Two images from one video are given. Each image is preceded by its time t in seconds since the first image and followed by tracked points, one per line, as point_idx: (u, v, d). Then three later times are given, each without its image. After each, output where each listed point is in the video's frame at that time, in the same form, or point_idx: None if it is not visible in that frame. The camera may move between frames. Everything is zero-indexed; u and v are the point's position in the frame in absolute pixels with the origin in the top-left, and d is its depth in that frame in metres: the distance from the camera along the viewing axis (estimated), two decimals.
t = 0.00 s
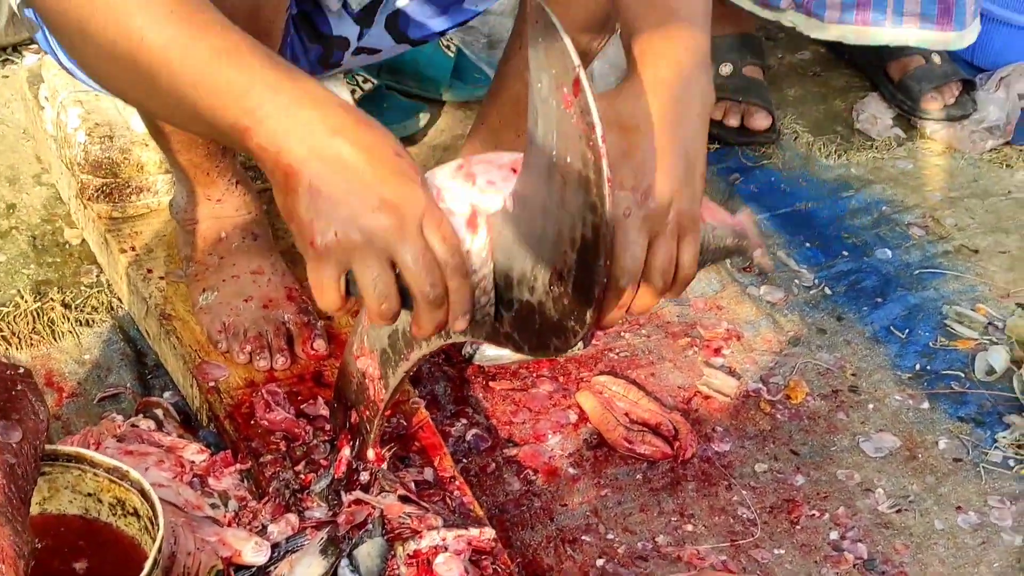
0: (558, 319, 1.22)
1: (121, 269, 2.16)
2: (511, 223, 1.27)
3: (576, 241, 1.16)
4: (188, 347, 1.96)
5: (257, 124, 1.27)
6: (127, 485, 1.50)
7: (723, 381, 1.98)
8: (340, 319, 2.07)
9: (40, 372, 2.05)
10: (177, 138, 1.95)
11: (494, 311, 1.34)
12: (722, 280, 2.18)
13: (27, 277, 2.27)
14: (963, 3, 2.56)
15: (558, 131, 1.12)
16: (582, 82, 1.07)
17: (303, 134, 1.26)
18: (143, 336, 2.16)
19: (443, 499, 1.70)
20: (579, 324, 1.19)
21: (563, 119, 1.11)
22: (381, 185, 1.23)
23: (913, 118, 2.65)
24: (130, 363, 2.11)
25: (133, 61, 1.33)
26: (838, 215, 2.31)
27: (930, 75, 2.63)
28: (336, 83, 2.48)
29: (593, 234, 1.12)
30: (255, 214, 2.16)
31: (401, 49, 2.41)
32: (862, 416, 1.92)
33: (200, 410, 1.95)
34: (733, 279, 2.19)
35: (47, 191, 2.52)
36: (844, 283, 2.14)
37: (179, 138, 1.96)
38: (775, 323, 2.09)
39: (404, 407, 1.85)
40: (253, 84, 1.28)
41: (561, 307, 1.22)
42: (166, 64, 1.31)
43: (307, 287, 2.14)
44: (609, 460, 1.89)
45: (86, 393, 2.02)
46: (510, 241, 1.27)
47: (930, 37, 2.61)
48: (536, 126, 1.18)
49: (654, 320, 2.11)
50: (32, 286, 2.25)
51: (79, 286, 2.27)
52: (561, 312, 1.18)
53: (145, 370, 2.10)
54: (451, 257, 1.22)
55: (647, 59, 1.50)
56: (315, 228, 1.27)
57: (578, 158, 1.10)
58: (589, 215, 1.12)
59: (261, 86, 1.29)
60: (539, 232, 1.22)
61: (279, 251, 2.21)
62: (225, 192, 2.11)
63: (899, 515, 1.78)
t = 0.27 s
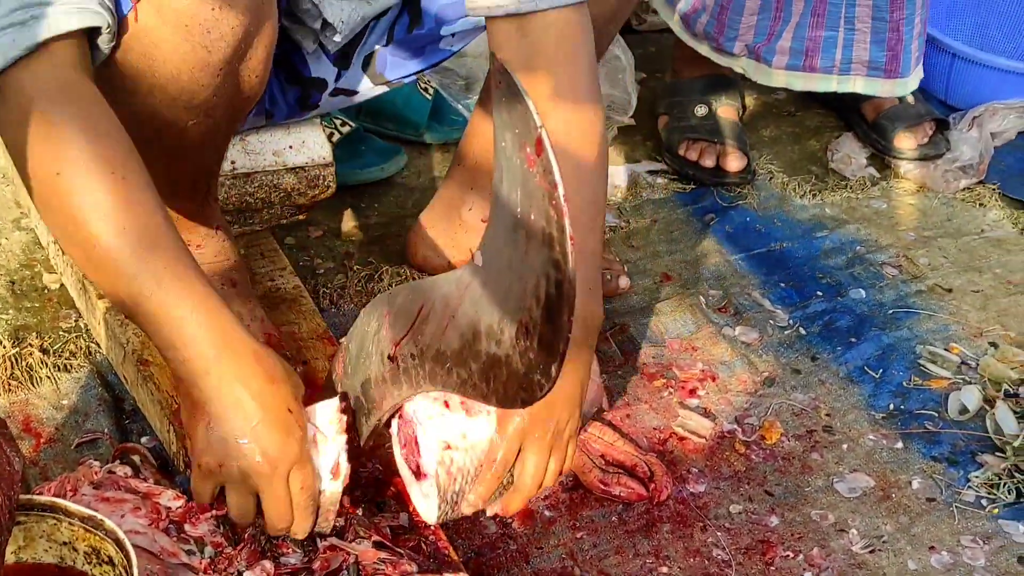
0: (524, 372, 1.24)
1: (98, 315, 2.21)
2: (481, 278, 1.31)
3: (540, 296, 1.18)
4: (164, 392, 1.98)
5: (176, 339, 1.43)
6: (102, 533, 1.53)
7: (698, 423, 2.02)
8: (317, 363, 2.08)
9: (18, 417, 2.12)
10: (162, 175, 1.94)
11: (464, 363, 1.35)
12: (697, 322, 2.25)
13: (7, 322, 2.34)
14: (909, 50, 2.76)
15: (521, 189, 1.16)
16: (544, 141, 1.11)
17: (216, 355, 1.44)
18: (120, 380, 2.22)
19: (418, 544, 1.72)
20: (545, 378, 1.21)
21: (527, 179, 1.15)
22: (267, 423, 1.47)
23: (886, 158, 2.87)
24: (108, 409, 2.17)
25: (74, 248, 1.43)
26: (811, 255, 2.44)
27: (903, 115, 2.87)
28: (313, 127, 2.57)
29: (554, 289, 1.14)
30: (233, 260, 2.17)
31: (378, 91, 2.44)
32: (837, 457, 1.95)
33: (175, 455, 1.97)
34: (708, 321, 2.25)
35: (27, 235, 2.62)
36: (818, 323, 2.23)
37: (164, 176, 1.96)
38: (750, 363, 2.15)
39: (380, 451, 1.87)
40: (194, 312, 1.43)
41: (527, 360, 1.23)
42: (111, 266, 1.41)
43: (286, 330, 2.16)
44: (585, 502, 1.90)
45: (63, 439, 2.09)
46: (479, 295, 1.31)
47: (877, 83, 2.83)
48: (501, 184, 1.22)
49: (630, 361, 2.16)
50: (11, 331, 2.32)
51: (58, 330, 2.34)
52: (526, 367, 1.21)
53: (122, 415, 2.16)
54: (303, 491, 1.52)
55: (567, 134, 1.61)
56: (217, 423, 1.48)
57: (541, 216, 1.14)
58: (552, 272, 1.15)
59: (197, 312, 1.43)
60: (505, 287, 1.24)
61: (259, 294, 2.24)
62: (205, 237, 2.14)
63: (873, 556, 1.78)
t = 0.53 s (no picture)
0: (515, 372, 1.23)
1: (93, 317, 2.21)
2: (473, 278, 1.31)
3: (531, 296, 1.17)
4: (160, 395, 2.01)
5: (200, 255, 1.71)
6: (97, 536, 1.53)
7: (693, 422, 2.02)
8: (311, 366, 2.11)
9: (13, 421, 2.12)
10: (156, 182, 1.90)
11: (456, 363, 1.34)
12: (692, 320, 2.25)
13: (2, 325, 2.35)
14: (919, 43, 2.76)
15: (511, 192, 1.15)
16: (533, 145, 1.10)
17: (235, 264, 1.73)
18: (116, 383, 2.23)
19: (413, 544, 1.71)
20: (536, 378, 1.20)
21: (517, 181, 1.14)
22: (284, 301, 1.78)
23: (880, 155, 2.87)
24: (102, 412, 2.17)
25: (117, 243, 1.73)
26: (805, 254, 2.45)
27: (897, 112, 2.88)
28: (305, 130, 2.58)
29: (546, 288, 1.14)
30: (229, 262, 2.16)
31: (371, 91, 2.46)
32: (831, 454, 1.96)
33: (172, 458, 1.99)
34: (702, 319, 2.26)
35: (22, 239, 2.63)
36: (812, 321, 2.23)
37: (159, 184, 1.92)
38: (744, 361, 2.15)
39: (375, 453, 1.89)
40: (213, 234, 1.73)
41: (519, 360, 1.22)
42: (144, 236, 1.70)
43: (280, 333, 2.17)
44: (580, 501, 1.90)
45: (58, 441, 2.09)
46: (471, 295, 1.30)
47: (888, 77, 2.81)
48: (494, 187, 1.22)
49: (624, 360, 2.17)
50: (6, 334, 2.32)
51: (53, 333, 2.34)
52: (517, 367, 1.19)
53: (117, 418, 2.16)
54: (303, 332, 1.84)
55: (537, 108, 1.69)
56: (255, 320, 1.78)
57: (531, 218, 1.13)
58: (542, 272, 1.15)
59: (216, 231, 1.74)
60: (496, 287, 1.24)
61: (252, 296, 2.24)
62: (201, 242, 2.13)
63: (867, 553, 1.79)
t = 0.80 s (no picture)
0: (504, 358, 1.25)
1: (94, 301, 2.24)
2: (463, 267, 1.33)
3: (518, 285, 1.20)
4: (161, 377, 2.04)
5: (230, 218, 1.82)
6: (100, 519, 1.56)
7: (685, 400, 2.05)
8: (308, 347, 2.16)
9: (17, 405, 2.15)
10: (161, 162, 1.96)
11: (448, 349, 1.37)
12: (684, 299, 2.27)
13: (5, 311, 2.37)
14: (941, 21, 2.75)
15: (498, 184, 1.18)
16: (518, 137, 1.12)
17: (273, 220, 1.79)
18: (117, 366, 2.26)
19: (410, 523, 1.75)
20: (522, 365, 1.23)
21: (503, 172, 1.17)
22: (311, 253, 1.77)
23: (871, 133, 2.88)
24: (104, 395, 2.20)
25: (140, 215, 1.86)
26: (796, 232, 2.46)
27: (887, 90, 2.87)
28: (302, 113, 2.57)
29: (532, 278, 1.17)
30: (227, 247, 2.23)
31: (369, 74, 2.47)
32: (821, 430, 1.99)
33: (173, 440, 2.02)
34: (695, 297, 2.28)
35: (23, 224, 2.65)
36: (803, 299, 2.26)
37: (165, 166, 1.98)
38: (736, 340, 2.17)
39: (372, 434, 1.91)
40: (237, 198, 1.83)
41: (507, 347, 1.25)
42: (164, 205, 1.83)
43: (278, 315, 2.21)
44: (574, 478, 1.94)
45: (62, 425, 2.12)
46: (462, 283, 1.33)
47: (911, 54, 2.83)
48: (482, 179, 1.24)
49: (618, 339, 2.19)
50: (9, 319, 2.35)
51: (55, 318, 2.37)
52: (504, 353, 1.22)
53: (119, 401, 2.19)
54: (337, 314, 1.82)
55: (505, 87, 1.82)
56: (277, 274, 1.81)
57: (517, 210, 1.16)
58: (529, 262, 1.17)
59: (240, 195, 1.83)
60: (485, 276, 1.27)
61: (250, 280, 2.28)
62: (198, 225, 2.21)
63: (856, 527, 1.83)
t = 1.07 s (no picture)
0: (477, 338, 1.26)
1: (84, 276, 2.23)
2: (436, 247, 1.34)
3: (488, 267, 1.21)
4: (149, 351, 2.02)
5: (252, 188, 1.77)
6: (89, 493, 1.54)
7: (669, 365, 2.06)
8: (297, 320, 2.13)
9: (9, 379, 2.15)
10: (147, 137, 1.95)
11: (424, 327, 1.38)
12: (668, 265, 2.28)
13: None
14: None
15: (466, 167, 1.18)
16: (484, 124, 1.12)
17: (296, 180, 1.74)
18: (108, 340, 2.25)
19: (396, 492, 1.77)
20: (494, 344, 1.24)
21: (470, 157, 1.17)
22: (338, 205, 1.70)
23: (855, 96, 2.86)
24: (95, 369, 2.19)
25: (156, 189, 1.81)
26: (780, 196, 2.48)
27: (869, 54, 2.85)
28: (286, 88, 2.55)
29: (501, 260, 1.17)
30: (215, 222, 2.23)
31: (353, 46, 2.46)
32: (803, 394, 2.01)
33: (163, 412, 2.03)
34: (679, 264, 2.29)
35: (13, 200, 2.64)
36: (786, 263, 2.27)
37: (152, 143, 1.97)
38: (719, 305, 2.19)
39: (358, 404, 1.92)
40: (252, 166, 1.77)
41: (479, 327, 1.26)
42: (180, 180, 1.79)
43: (265, 288, 2.21)
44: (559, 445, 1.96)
45: (54, 398, 2.12)
46: (435, 263, 1.33)
47: (860, 25, 2.82)
48: (452, 161, 1.24)
49: (602, 306, 2.20)
50: None
51: (46, 293, 2.36)
52: (476, 333, 1.23)
53: (110, 374, 2.18)
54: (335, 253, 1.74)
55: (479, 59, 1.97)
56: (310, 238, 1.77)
57: (484, 193, 1.16)
58: (497, 245, 1.18)
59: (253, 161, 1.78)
60: (457, 256, 1.27)
61: (237, 254, 2.28)
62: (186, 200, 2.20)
63: (837, 489, 1.85)
